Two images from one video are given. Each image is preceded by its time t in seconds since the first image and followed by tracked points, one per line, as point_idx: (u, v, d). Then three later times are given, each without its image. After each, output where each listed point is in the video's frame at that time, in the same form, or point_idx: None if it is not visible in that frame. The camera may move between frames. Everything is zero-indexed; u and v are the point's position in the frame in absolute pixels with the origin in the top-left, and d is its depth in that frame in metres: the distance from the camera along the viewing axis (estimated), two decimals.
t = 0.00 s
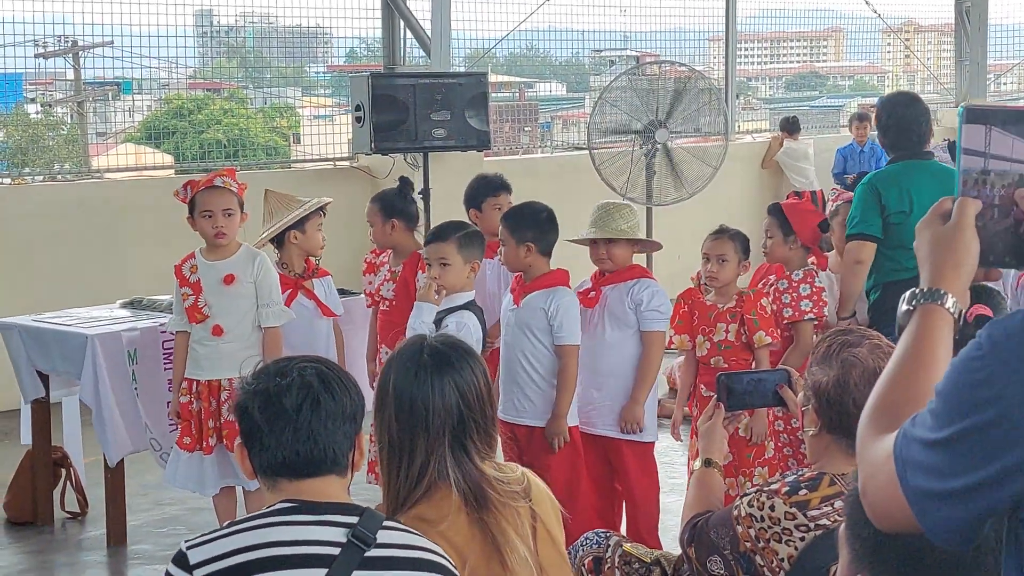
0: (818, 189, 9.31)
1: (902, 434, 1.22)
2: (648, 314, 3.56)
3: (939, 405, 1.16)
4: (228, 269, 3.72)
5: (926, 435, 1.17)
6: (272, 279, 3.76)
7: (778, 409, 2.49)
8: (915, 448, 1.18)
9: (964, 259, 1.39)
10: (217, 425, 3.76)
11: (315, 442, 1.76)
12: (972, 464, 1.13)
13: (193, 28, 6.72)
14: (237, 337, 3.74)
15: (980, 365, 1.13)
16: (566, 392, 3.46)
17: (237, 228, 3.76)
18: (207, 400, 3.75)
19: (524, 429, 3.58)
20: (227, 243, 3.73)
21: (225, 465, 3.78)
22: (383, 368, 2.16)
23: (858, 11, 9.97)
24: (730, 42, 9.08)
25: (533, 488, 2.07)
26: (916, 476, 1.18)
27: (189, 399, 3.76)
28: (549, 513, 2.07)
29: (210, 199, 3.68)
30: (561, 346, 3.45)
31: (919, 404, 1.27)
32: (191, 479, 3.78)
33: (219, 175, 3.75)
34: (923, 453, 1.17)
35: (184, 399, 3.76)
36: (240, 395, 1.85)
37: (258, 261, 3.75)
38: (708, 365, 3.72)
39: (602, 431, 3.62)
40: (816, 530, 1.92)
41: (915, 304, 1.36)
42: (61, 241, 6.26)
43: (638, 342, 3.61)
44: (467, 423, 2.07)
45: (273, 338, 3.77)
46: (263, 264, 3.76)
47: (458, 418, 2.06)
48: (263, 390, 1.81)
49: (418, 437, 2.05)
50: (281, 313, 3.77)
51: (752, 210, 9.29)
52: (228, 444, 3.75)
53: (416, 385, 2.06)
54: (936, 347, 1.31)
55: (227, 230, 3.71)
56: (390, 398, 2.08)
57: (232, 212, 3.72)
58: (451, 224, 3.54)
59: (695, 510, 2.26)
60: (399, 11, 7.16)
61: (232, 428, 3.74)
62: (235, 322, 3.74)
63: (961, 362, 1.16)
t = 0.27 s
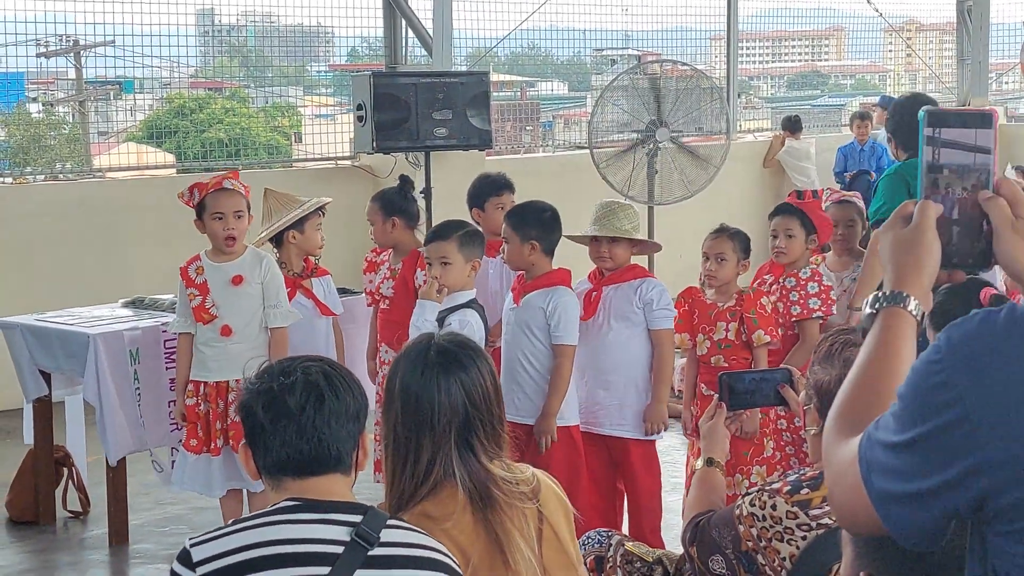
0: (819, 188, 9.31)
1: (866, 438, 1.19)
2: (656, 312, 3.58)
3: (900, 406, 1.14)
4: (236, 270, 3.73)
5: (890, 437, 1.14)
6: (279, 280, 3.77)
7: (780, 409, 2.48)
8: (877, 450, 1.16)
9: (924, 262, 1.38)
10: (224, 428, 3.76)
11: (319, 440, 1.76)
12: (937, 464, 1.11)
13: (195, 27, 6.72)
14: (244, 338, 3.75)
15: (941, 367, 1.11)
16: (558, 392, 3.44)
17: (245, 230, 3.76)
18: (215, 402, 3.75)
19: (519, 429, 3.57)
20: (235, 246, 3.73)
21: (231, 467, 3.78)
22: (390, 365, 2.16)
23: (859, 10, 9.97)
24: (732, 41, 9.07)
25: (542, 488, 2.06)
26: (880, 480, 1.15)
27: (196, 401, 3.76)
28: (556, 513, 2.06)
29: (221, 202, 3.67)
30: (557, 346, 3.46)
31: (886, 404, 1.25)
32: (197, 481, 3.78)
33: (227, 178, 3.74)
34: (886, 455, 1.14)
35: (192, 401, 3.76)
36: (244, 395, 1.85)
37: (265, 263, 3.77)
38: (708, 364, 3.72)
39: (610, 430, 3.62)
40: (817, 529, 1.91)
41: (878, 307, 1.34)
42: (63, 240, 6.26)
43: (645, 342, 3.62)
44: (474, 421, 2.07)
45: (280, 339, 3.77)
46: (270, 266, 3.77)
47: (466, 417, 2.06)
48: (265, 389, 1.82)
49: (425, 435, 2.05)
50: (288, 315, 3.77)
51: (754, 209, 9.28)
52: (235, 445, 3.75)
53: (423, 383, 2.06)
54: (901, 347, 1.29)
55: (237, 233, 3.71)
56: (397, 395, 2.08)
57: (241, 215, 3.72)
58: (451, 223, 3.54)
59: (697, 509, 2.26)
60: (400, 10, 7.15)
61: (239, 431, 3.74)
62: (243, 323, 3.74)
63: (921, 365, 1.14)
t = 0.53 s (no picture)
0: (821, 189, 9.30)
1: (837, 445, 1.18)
2: (660, 312, 3.59)
3: (870, 412, 1.13)
4: (245, 273, 3.73)
5: (861, 445, 1.14)
6: (287, 282, 3.78)
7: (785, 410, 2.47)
8: (846, 458, 1.15)
9: (885, 273, 1.39)
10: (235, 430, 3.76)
11: (320, 440, 1.76)
12: (908, 469, 1.09)
13: (197, 27, 6.73)
14: (253, 340, 3.76)
15: (907, 373, 1.09)
16: (564, 391, 3.44)
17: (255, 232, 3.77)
18: (226, 404, 3.75)
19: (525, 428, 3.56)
20: (246, 246, 3.74)
21: (242, 470, 3.77)
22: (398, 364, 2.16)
23: (861, 10, 9.96)
24: (734, 41, 9.06)
25: (547, 488, 2.06)
26: (853, 486, 1.15)
27: (208, 403, 3.76)
28: (562, 513, 2.06)
29: (234, 202, 3.68)
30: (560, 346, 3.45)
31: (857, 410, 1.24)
32: (209, 482, 3.77)
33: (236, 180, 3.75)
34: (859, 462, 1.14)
35: (203, 403, 3.77)
36: (247, 397, 1.85)
37: (274, 265, 3.78)
38: (709, 364, 3.71)
39: (614, 432, 3.61)
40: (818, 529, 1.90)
41: (840, 318, 1.34)
42: (66, 240, 6.27)
43: (649, 342, 3.62)
44: (480, 420, 2.06)
45: (289, 341, 3.79)
46: (279, 269, 3.78)
47: (472, 415, 2.06)
48: (265, 393, 1.82)
49: (432, 432, 2.05)
50: (297, 317, 3.79)
51: (756, 209, 9.27)
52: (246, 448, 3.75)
53: (430, 381, 2.06)
54: (867, 355, 1.29)
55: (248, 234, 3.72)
56: (404, 393, 2.09)
57: (252, 215, 3.73)
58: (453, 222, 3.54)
59: (699, 510, 2.26)
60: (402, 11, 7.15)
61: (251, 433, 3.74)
62: (252, 325, 3.75)
63: (888, 372, 1.12)
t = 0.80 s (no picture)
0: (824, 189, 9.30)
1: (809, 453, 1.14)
2: (661, 312, 3.59)
3: (841, 420, 1.09)
4: (253, 273, 3.73)
5: (832, 454, 1.09)
6: (294, 281, 3.79)
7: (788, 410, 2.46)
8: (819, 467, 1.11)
9: (837, 279, 1.37)
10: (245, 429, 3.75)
11: (324, 442, 1.76)
12: (879, 478, 1.05)
13: (201, 28, 6.74)
14: (263, 340, 3.77)
15: (877, 383, 1.05)
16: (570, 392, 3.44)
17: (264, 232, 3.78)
18: (234, 405, 3.74)
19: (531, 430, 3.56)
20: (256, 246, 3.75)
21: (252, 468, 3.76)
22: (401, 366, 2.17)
23: (865, 10, 9.96)
24: (737, 41, 9.06)
25: (550, 490, 2.05)
26: (824, 495, 1.10)
27: (215, 404, 3.76)
28: (565, 514, 2.05)
29: (247, 203, 3.69)
30: (566, 347, 3.45)
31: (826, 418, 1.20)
32: (216, 483, 3.76)
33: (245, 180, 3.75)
34: (830, 472, 1.09)
35: (210, 404, 3.77)
36: (249, 402, 1.85)
37: (280, 264, 3.78)
38: (711, 364, 3.71)
39: (615, 433, 3.61)
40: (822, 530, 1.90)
41: (798, 326, 1.31)
42: (70, 241, 6.27)
43: (649, 342, 3.62)
44: (483, 421, 2.07)
45: (296, 340, 3.78)
46: (286, 268, 3.78)
47: (475, 416, 2.06)
48: (267, 396, 1.82)
49: (434, 433, 2.06)
50: (305, 316, 3.79)
51: (759, 210, 9.28)
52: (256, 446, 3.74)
53: (433, 382, 2.07)
54: (829, 360, 1.26)
55: (260, 234, 3.73)
56: (407, 394, 2.09)
57: (263, 216, 3.74)
58: (458, 222, 3.56)
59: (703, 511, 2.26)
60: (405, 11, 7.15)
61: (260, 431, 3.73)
62: (261, 325, 3.76)
63: (858, 381, 1.08)
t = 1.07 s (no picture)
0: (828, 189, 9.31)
1: (762, 456, 1.10)
2: (661, 312, 3.59)
3: (795, 425, 1.06)
4: (260, 271, 3.75)
5: (786, 459, 1.06)
6: (300, 281, 3.81)
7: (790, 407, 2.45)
8: (775, 473, 1.07)
9: (782, 278, 1.29)
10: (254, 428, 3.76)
11: (324, 440, 1.76)
12: (832, 485, 1.03)
13: (205, 28, 6.75)
14: (269, 339, 3.77)
15: (832, 390, 1.02)
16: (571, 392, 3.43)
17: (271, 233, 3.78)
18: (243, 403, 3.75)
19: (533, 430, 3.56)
20: (262, 247, 3.76)
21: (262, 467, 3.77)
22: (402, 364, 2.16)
23: (868, 10, 9.96)
24: (741, 41, 9.05)
25: (553, 489, 2.06)
26: (778, 500, 1.07)
27: (223, 403, 3.77)
28: (567, 512, 2.06)
29: (256, 204, 3.70)
30: (569, 347, 3.45)
31: (778, 421, 1.15)
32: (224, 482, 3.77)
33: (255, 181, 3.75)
34: (785, 477, 1.06)
35: (218, 403, 3.78)
36: (248, 403, 1.86)
37: (287, 264, 3.81)
38: (714, 364, 3.71)
39: (616, 432, 3.60)
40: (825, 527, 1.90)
41: (743, 325, 1.24)
42: (74, 241, 6.28)
43: (650, 342, 3.61)
44: (487, 420, 2.07)
45: (302, 339, 3.81)
46: (293, 267, 3.81)
47: (479, 415, 2.06)
48: (265, 397, 1.83)
49: (439, 431, 2.05)
50: (311, 315, 3.82)
51: (763, 210, 9.29)
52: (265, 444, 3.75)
53: (437, 380, 2.07)
54: (774, 360, 1.19)
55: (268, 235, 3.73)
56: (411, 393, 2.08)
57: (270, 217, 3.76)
58: (463, 223, 3.57)
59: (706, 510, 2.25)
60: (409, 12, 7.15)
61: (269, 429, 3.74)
62: (268, 325, 3.77)
63: (811, 387, 1.05)
